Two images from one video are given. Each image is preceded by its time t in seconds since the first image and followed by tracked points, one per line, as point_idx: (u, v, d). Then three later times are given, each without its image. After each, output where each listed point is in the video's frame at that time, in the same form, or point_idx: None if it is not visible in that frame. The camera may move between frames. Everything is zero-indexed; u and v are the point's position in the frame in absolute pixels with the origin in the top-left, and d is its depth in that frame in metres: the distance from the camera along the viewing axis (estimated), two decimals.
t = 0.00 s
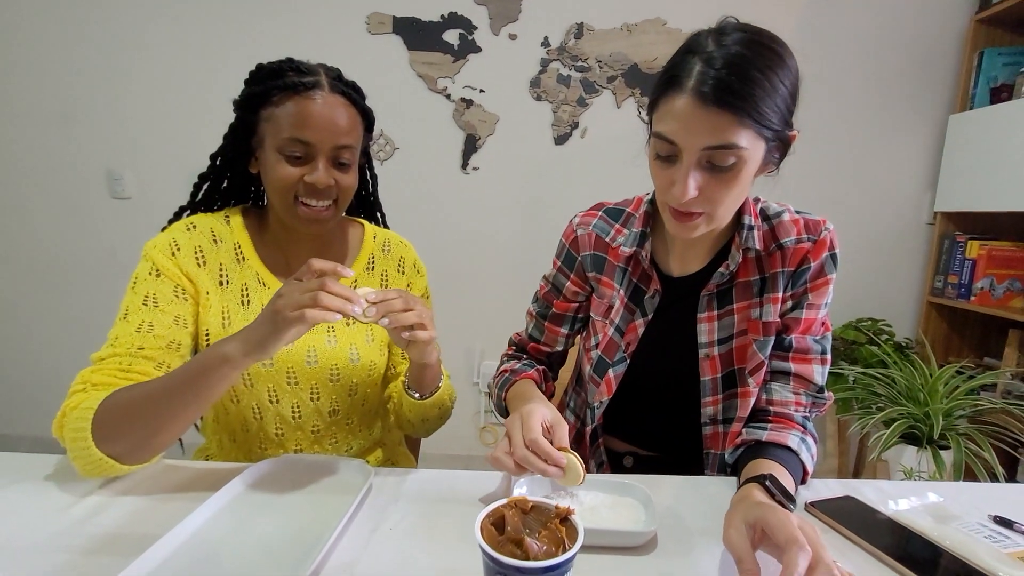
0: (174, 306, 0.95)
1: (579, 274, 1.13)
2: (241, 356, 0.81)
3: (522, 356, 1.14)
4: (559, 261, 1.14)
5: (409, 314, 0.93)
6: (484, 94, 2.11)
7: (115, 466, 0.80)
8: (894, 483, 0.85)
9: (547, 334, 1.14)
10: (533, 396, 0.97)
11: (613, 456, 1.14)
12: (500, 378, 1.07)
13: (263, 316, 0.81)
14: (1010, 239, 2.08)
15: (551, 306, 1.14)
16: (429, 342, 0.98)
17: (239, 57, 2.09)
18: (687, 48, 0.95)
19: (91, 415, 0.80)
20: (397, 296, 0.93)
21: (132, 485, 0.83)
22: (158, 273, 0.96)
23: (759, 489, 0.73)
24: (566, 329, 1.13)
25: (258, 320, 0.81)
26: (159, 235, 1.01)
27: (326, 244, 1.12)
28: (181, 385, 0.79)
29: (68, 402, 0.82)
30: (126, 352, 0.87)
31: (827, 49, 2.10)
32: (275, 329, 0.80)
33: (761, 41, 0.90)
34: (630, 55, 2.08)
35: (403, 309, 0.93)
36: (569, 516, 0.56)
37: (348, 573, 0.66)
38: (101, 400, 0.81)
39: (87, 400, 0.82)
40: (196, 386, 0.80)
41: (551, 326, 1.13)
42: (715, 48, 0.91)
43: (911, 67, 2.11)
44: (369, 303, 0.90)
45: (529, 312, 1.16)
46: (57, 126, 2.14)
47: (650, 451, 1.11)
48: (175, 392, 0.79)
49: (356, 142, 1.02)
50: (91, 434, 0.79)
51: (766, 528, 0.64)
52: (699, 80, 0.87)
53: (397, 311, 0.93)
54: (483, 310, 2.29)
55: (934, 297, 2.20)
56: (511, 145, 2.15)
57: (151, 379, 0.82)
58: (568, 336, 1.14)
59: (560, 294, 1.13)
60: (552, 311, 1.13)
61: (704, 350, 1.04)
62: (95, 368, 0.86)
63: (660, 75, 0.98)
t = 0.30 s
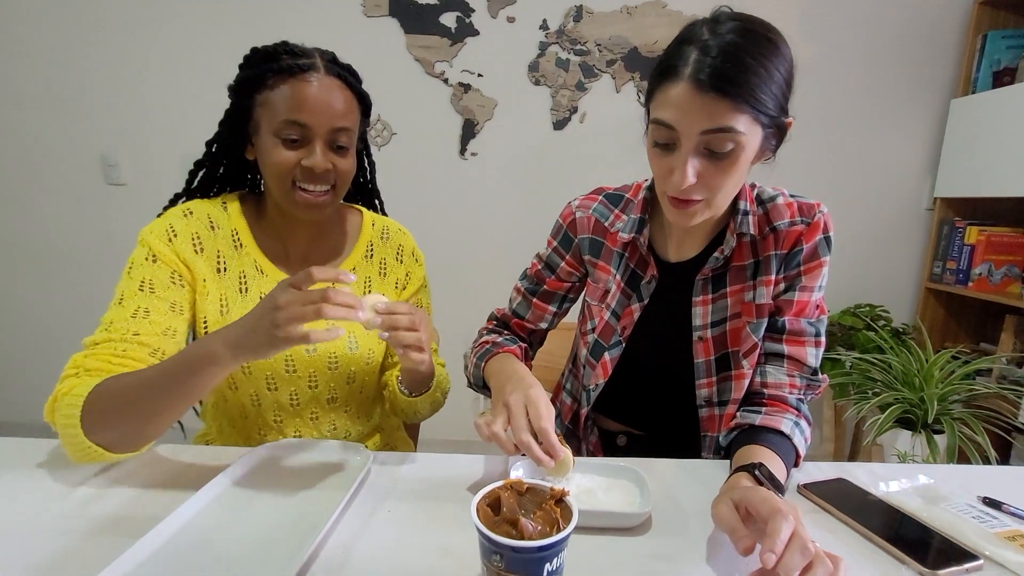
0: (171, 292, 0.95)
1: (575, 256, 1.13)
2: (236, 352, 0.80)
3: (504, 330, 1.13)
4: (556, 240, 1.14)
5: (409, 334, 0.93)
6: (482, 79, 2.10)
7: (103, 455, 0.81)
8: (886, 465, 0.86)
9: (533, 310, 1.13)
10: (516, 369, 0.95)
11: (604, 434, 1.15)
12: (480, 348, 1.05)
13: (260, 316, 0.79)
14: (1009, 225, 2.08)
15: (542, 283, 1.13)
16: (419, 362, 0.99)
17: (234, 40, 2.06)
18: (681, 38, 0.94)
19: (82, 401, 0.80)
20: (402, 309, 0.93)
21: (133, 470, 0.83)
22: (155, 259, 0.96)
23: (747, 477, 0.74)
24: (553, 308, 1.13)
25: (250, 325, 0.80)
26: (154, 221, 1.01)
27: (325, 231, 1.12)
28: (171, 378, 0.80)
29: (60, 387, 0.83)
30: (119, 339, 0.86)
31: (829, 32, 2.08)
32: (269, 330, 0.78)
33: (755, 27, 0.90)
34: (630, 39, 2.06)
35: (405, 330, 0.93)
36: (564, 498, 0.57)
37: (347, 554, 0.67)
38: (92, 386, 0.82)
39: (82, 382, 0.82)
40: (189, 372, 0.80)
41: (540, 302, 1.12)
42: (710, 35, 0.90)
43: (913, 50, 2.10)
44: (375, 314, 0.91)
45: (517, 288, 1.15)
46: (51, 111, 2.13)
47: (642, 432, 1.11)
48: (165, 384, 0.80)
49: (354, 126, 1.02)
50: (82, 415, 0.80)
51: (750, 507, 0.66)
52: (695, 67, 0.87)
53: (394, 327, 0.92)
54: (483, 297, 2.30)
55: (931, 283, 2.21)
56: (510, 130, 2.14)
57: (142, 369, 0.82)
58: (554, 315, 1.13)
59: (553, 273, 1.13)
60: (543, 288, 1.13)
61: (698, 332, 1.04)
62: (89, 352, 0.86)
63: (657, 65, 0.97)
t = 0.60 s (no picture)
0: (195, 260, 0.90)
1: (581, 238, 1.12)
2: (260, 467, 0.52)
3: (509, 310, 1.13)
4: (562, 222, 1.13)
5: (407, 352, 0.93)
6: (482, 58, 2.07)
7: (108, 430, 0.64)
8: (884, 447, 0.86)
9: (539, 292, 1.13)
10: (517, 350, 0.96)
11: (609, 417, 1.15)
12: (485, 329, 1.05)
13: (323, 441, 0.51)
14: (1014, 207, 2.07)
15: (547, 265, 1.13)
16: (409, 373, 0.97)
17: (229, 19, 2.03)
18: (703, 13, 0.91)
19: (109, 364, 0.64)
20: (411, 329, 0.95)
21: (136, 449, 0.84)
22: (173, 229, 0.91)
23: (749, 455, 0.74)
24: (559, 289, 1.12)
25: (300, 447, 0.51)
26: (160, 197, 0.96)
27: (323, 212, 1.12)
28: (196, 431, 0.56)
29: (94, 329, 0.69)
30: (153, 301, 0.74)
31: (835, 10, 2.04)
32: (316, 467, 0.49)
33: (781, 7, 0.88)
34: (632, 17, 2.02)
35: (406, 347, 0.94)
36: (562, 479, 0.58)
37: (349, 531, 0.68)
38: (124, 351, 0.65)
39: (119, 352, 0.65)
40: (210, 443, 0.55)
41: (545, 284, 1.12)
42: (733, 12, 0.87)
43: (920, 28, 2.06)
44: (381, 327, 0.93)
45: (523, 268, 1.14)
46: (46, 92, 2.10)
47: (643, 413, 1.12)
48: (191, 430, 0.57)
49: (349, 104, 1.01)
50: (111, 405, 0.62)
51: (753, 484, 0.67)
52: (717, 45, 0.84)
53: (395, 343, 0.94)
54: (483, 280, 2.30)
55: (934, 266, 2.20)
56: (510, 111, 2.12)
57: (180, 386, 0.61)
58: (559, 297, 1.12)
59: (559, 254, 1.12)
60: (548, 270, 1.12)
61: (704, 314, 1.04)
62: (120, 314, 0.71)
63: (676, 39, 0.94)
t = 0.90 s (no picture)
0: (232, 259, 0.84)
1: (584, 228, 1.12)
2: (375, 569, 0.52)
3: (511, 299, 1.13)
4: (564, 212, 1.12)
5: (404, 344, 0.93)
6: (482, 43, 2.05)
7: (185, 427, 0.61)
8: (880, 432, 0.87)
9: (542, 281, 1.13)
10: (517, 342, 0.97)
11: (609, 402, 1.16)
12: (487, 317, 1.06)
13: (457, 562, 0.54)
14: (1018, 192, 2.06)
15: (551, 254, 1.13)
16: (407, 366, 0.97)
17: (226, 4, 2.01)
18: (722, 4, 0.88)
19: (204, 379, 0.61)
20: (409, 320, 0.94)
21: (147, 436, 0.85)
22: (206, 224, 0.84)
23: (745, 440, 0.75)
24: (561, 278, 1.13)
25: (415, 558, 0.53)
26: (173, 195, 0.88)
27: (338, 199, 1.10)
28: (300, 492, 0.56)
29: (173, 330, 0.65)
30: (212, 302, 0.70)
31: None
32: None
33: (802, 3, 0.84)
34: None
35: (403, 340, 0.93)
36: (562, 465, 0.59)
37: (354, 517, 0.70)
38: (217, 368, 0.62)
39: (202, 363, 0.62)
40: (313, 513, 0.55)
41: (548, 273, 1.12)
42: (753, 7, 0.84)
43: (926, 11, 2.03)
44: (379, 317, 0.93)
45: (525, 257, 1.14)
46: (44, 79, 2.09)
47: (644, 399, 1.13)
48: (291, 487, 0.56)
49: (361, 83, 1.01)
50: (194, 420, 0.60)
51: (747, 468, 0.68)
52: (737, 43, 0.81)
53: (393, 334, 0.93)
54: (485, 267, 2.31)
55: (936, 251, 2.21)
56: (512, 97, 2.11)
57: (279, 430, 0.59)
58: (562, 286, 1.13)
59: (562, 244, 1.12)
60: (551, 259, 1.12)
61: (705, 302, 1.04)
62: (183, 315, 0.67)
63: (692, 31, 0.91)
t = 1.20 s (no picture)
0: (244, 281, 0.86)
1: (582, 237, 1.13)
2: None
3: (513, 309, 1.15)
4: (563, 221, 1.14)
5: (396, 371, 0.94)
6: (480, 45, 2.06)
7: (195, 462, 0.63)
8: (869, 437, 0.89)
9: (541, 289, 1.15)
10: (521, 351, 0.98)
11: (605, 406, 1.19)
12: (490, 329, 1.08)
13: None
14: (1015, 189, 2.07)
15: (550, 264, 1.14)
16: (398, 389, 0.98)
17: (225, 9, 2.02)
18: (728, 26, 0.86)
19: (208, 412, 0.64)
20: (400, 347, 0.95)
21: (156, 446, 0.88)
22: (220, 247, 0.85)
23: (736, 448, 0.77)
24: (561, 287, 1.15)
25: None
26: (186, 214, 0.89)
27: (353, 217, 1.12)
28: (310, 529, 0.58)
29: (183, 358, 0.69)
30: (219, 326, 0.73)
31: None
32: None
33: (808, 30, 0.83)
34: None
35: (395, 366, 0.94)
36: (555, 478, 0.61)
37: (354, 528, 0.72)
38: (223, 402, 0.65)
39: (208, 392, 0.66)
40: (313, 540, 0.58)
41: (547, 282, 1.14)
42: (759, 33, 0.82)
43: (922, 9, 2.04)
44: (371, 345, 0.94)
45: (525, 266, 1.16)
46: (46, 84, 2.11)
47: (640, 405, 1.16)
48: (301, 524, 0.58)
49: (379, 103, 1.02)
50: (200, 449, 0.63)
51: (736, 476, 0.70)
52: (743, 72, 0.81)
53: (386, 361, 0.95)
54: (485, 267, 2.33)
55: (933, 248, 2.22)
56: (511, 98, 2.12)
57: (288, 469, 0.61)
58: (562, 294, 1.15)
59: (560, 253, 1.14)
60: (551, 268, 1.14)
61: (699, 310, 1.06)
62: (191, 341, 0.70)
63: (696, 51, 0.90)
